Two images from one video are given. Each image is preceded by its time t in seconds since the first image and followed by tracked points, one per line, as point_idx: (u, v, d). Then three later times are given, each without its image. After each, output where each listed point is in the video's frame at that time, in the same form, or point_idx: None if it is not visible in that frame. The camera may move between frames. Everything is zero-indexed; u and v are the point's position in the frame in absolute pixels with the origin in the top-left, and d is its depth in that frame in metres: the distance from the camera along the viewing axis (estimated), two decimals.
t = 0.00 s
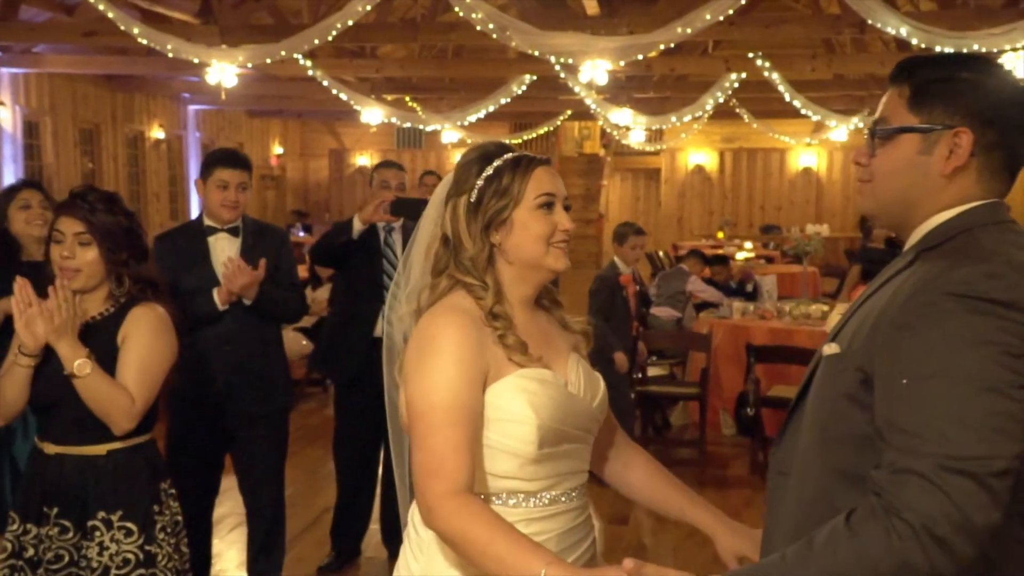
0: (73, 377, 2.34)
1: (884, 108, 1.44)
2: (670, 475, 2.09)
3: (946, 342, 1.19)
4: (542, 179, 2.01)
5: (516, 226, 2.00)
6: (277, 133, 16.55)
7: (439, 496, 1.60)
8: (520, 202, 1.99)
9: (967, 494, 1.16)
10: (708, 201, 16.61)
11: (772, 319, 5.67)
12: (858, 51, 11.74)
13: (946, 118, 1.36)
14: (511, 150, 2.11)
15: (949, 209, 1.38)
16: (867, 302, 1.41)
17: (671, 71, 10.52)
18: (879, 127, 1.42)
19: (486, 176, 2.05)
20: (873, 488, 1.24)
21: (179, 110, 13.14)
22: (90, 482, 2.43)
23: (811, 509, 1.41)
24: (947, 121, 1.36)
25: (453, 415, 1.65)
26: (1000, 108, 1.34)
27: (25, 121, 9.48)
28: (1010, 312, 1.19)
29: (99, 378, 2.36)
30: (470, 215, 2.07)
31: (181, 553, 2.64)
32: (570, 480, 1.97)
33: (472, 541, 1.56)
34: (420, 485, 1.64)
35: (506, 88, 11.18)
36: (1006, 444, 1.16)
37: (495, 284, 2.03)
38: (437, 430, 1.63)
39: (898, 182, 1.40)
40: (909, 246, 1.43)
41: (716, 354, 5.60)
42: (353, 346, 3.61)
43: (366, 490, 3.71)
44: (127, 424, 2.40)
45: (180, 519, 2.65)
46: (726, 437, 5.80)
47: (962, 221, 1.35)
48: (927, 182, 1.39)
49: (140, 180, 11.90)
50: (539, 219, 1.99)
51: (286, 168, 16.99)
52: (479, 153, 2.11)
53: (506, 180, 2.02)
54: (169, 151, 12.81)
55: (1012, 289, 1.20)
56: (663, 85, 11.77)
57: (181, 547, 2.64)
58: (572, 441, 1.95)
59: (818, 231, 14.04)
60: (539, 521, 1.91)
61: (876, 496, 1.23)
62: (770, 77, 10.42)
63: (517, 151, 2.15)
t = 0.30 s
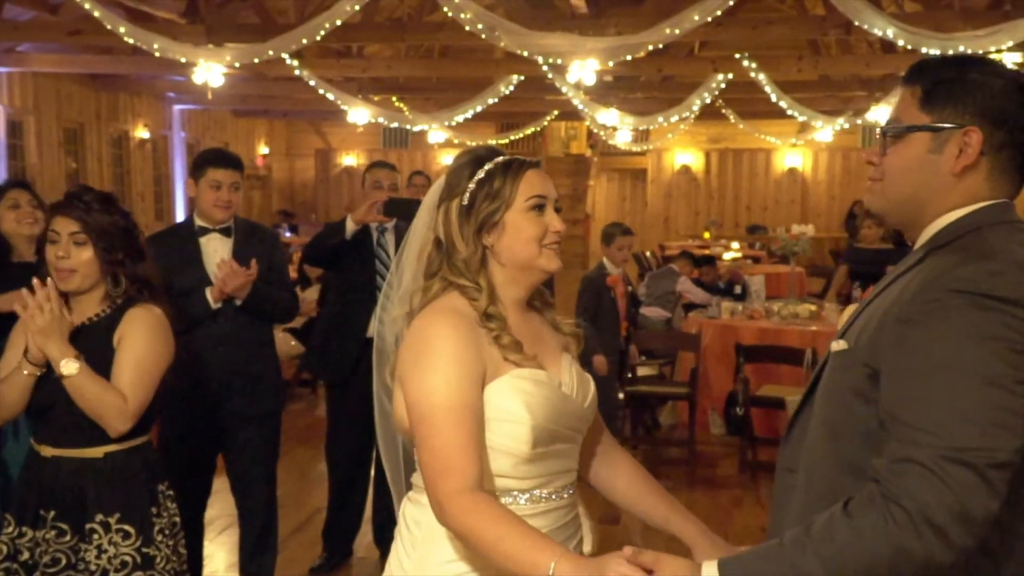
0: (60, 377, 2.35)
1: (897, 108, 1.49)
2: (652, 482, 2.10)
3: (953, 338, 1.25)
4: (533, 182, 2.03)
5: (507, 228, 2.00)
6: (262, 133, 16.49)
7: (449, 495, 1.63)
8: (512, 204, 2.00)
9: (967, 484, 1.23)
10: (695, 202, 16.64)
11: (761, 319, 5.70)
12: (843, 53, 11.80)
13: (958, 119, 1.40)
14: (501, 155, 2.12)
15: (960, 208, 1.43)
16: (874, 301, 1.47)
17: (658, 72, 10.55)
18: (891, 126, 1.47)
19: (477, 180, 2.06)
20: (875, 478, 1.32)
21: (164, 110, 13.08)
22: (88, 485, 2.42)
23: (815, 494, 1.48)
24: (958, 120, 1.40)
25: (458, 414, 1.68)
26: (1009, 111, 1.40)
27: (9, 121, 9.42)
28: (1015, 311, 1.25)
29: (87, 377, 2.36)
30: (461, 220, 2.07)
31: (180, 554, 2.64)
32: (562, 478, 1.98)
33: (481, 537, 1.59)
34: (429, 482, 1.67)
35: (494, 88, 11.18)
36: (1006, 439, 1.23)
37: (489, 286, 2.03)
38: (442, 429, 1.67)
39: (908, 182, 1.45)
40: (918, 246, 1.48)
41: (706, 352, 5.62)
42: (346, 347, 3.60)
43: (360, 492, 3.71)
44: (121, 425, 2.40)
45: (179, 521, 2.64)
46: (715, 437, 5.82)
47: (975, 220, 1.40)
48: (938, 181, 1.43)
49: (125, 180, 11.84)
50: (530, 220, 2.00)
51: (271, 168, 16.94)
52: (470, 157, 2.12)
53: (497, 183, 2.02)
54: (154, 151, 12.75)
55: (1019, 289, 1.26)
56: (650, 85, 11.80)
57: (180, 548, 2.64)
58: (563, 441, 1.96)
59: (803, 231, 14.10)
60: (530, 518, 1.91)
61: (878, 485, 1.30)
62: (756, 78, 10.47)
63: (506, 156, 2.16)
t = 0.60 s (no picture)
0: (54, 381, 2.33)
1: (901, 111, 1.52)
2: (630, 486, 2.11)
3: (947, 331, 1.29)
4: (519, 184, 2.03)
5: (496, 229, 2.01)
6: (244, 132, 16.43)
7: (449, 491, 1.66)
8: (500, 205, 2.01)
9: (953, 473, 1.27)
10: (677, 202, 16.69)
11: (746, 318, 5.74)
12: (826, 54, 11.88)
13: (962, 120, 1.44)
14: (489, 158, 2.13)
15: (963, 208, 1.45)
16: (872, 301, 1.51)
17: (642, 72, 10.58)
18: (896, 126, 1.50)
19: (465, 183, 2.06)
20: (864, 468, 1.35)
21: (145, 109, 13.01)
22: (82, 487, 2.42)
23: (805, 486, 1.52)
24: (961, 121, 1.44)
25: (455, 411, 1.71)
26: (1010, 113, 1.43)
27: None
28: (1009, 308, 1.29)
29: (81, 381, 2.35)
30: (450, 222, 2.07)
31: (175, 555, 2.64)
32: (547, 477, 1.98)
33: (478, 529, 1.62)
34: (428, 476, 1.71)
35: (478, 88, 11.17)
36: (994, 430, 1.27)
37: (479, 287, 2.03)
38: (440, 427, 1.70)
39: (911, 181, 1.48)
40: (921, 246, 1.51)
41: (691, 352, 5.64)
42: (335, 347, 3.60)
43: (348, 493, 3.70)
44: (115, 428, 2.39)
45: (173, 522, 2.64)
46: (701, 436, 5.85)
47: (979, 218, 1.42)
48: (942, 182, 1.46)
49: (105, 180, 11.76)
50: (518, 221, 2.01)
51: (253, 168, 16.87)
52: (457, 161, 2.12)
53: (485, 185, 2.03)
54: (134, 150, 12.66)
55: (1012, 287, 1.31)
56: (633, 86, 11.83)
57: (174, 549, 2.64)
58: (549, 440, 1.96)
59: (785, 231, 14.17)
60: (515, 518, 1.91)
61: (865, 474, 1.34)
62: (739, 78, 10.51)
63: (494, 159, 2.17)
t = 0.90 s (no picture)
0: (45, 382, 2.30)
1: (902, 114, 1.54)
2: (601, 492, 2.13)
3: (928, 324, 1.30)
4: (499, 185, 2.04)
5: (477, 230, 2.01)
6: (219, 132, 16.33)
7: (436, 487, 1.67)
8: (480, 206, 2.02)
9: (925, 461, 1.28)
10: (654, 202, 16.74)
11: (724, 318, 5.77)
12: (801, 55, 11.96)
13: (956, 122, 1.45)
14: (469, 160, 2.13)
15: (960, 210, 1.47)
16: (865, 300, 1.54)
17: (620, 73, 10.62)
18: (896, 128, 1.52)
19: (445, 185, 2.06)
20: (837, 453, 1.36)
21: (118, 109, 12.89)
22: (71, 491, 2.41)
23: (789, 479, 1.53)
24: (957, 123, 1.45)
25: (442, 411, 1.72)
26: (1005, 115, 1.44)
27: None
28: (991, 307, 1.30)
29: (72, 383, 2.32)
30: (432, 224, 2.07)
31: (164, 556, 2.64)
32: (524, 474, 1.99)
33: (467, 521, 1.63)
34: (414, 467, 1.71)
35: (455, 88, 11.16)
36: (967, 423, 1.27)
37: (462, 287, 2.04)
38: (424, 425, 1.70)
39: (911, 184, 1.50)
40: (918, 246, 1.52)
41: (670, 351, 5.67)
42: (318, 348, 3.59)
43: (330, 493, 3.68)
44: (105, 431, 2.37)
45: (162, 523, 2.63)
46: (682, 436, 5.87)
47: (977, 220, 1.44)
48: (938, 182, 1.48)
49: (78, 180, 11.65)
50: (498, 222, 2.01)
51: (228, 168, 16.76)
52: (438, 163, 2.12)
53: (465, 187, 2.04)
54: (108, 150, 12.54)
55: (995, 286, 1.32)
56: (611, 87, 11.86)
57: (164, 550, 2.63)
58: (526, 438, 1.97)
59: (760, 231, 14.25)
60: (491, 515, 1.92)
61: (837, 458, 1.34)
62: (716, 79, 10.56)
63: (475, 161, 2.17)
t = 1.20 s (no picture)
0: (38, 386, 2.27)
1: (899, 115, 1.54)
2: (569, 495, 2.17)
3: (911, 314, 1.29)
4: (480, 187, 2.04)
5: (458, 232, 2.02)
6: (195, 133, 16.22)
7: (416, 485, 1.68)
8: (461, 208, 2.02)
9: (892, 448, 1.25)
10: (633, 202, 16.78)
11: (704, 318, 5.80)
12: (778, 56, 12.04)
13: (951, 124, 1.45)
14: (450, 161, 2.13)
15: (955, 211, 1.47)
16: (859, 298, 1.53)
17: (599, 73, 10.64)
18: (893, 130, 1.52)
19: (426, 186, 2.06)
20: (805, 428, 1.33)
21: (93, 109, 12.78)
22: (60, 494, 2.39)
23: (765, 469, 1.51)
24: (952, 124, 1.45)
25: (426, 413, 1.71)
26: (1001, 117, 1.43)
27: None
28: (972, 306, 1.29)
29: (64, 387, 2.30)
30: (414, 224, 2.07)
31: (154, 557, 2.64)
32: (503, 471, 2.01)
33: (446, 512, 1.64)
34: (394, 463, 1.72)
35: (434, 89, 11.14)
36: (938, 416, 1.25)
37: (443, 287, 2.03)
38: (408, 428, 1.70)
39: (906, 185, 1.50)
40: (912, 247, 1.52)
41: (651, 352, 5.68)
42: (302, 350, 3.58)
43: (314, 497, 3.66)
44: (93, 434, 2.34)
45: (150, 524, 2.62)
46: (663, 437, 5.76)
47: (972, 220, 1.44)
48: (932, 183, 1.48)
49: (52, 180, 11.54)
50: (479, 223, 2.02)
51: (205, 168, 16.65)
52: (420, 164, 2.11)
53: (446, 189, 2.04)
54: (83, 151, 12.44)
55: (977, 285, 1.31)
56: (589, 88, 11.88)
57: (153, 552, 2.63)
58: (504, 436, 1.99)
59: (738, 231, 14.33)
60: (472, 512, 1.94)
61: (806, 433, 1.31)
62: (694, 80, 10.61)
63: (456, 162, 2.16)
